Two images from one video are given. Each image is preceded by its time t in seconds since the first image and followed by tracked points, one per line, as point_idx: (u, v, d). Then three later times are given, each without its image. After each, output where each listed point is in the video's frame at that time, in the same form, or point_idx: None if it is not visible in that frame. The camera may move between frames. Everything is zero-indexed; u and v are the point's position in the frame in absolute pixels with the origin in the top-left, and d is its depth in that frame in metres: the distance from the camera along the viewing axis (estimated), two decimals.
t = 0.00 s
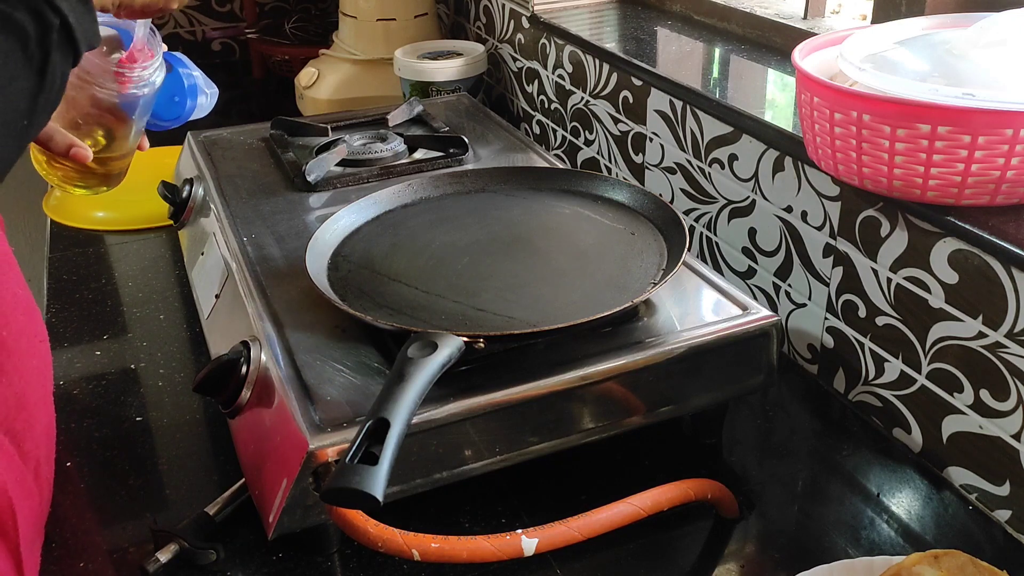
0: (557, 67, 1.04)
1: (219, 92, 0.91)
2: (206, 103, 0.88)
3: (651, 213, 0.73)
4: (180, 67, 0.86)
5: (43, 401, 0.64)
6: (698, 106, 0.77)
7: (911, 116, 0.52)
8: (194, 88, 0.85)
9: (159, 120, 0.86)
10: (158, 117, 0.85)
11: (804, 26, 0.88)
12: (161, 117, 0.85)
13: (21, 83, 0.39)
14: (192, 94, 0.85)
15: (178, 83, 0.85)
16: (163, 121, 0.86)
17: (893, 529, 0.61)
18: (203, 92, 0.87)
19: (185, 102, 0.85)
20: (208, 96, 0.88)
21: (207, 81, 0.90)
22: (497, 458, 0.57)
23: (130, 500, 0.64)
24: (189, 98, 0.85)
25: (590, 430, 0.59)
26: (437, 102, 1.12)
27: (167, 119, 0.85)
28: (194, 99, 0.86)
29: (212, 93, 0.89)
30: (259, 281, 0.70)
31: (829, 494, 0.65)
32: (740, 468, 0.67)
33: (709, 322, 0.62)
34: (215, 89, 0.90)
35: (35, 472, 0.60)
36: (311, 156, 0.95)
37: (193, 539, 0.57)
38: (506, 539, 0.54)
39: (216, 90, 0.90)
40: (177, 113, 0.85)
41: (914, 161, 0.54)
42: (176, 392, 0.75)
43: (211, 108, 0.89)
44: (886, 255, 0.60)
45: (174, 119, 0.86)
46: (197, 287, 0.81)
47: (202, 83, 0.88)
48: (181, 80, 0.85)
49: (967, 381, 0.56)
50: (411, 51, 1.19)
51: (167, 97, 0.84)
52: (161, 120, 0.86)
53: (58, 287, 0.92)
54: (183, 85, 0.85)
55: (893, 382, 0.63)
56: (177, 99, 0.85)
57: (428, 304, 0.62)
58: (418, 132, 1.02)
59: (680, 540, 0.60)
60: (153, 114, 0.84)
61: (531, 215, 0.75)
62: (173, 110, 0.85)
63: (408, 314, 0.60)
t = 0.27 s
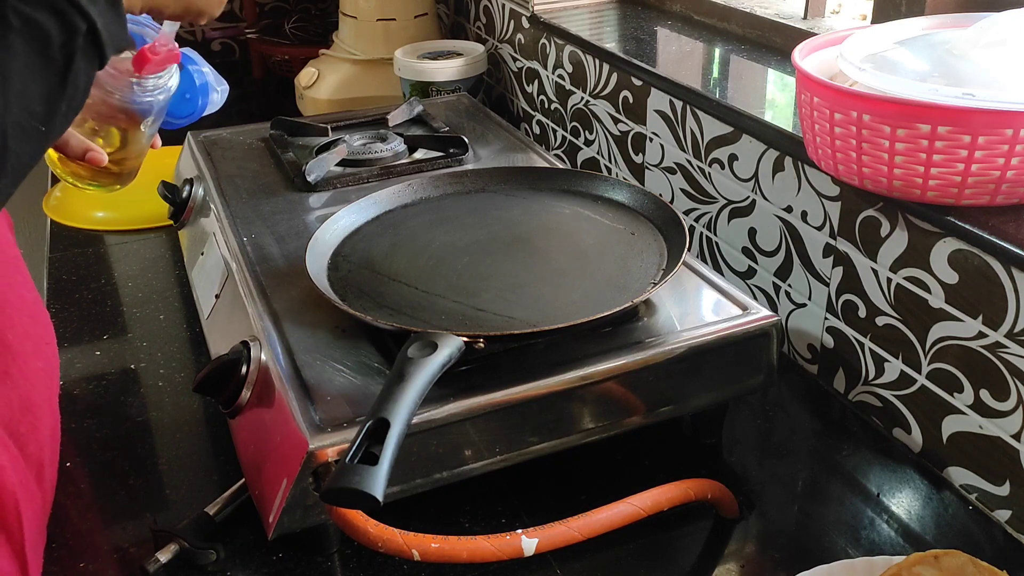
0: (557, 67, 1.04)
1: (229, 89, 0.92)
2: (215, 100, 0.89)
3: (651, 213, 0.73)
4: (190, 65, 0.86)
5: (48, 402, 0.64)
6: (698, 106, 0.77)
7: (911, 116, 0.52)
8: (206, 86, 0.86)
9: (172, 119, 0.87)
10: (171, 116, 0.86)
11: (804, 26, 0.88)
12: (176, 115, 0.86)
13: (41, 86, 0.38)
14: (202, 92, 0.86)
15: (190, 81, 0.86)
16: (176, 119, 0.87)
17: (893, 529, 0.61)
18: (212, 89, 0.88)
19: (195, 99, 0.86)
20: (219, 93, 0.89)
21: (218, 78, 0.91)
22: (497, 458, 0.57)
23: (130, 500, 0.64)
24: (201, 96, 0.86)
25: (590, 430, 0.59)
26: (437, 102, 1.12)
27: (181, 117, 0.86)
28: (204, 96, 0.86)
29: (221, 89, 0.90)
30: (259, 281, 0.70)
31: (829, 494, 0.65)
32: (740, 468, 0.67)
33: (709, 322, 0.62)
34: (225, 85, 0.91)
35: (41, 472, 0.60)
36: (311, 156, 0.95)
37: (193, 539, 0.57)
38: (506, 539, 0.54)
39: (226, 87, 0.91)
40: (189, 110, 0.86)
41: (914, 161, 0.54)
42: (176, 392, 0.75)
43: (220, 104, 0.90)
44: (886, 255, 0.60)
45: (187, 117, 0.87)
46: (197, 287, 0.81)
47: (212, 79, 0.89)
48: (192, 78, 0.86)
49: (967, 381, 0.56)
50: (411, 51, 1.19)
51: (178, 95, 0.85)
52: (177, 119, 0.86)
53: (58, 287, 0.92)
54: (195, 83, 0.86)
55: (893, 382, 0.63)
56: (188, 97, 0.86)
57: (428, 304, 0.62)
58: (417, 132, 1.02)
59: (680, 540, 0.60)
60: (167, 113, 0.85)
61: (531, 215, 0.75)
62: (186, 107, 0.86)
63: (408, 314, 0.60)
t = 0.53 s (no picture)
0: (557, 67, 1.04)
1: (267, 75, 0.91)
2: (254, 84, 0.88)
3: (651, 213, 0.73)
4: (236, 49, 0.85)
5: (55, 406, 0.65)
6: (698, 106, 0.77)
7: (911, 116, 0.52)
8: (249, 70, 0.85)
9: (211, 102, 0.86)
10: (210, 100, 0.85)
11: (804, 26, 0.88)
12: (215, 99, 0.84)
13: (73, 101, 0.38)
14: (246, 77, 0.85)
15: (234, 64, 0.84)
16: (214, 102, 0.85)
17: (893, 529, 0.61)
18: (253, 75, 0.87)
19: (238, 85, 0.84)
20: (259, 80, 0.88)
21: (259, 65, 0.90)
22: (497, 458, 0.57)
23: (130, 500, 0.64)
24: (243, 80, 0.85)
25: (590, 430, 0.59)
26: (437, 102, 1.12)
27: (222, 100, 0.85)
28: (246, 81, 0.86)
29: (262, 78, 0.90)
30: (259, 281, 0.70)
31: (829, 494, 0.65)
32: (740, 468, 0.67)
33: (709, 322, 0.62)
34: (264, 71, 0.91)
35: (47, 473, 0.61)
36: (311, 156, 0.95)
37: (193, 539, 0.57)
38: (506, 539, 0.54)
39: (265, 73, 0.91)
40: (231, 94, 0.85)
41: (914, 161, 0.54)
42: (176, 392, 0.75)
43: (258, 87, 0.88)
44: (886, 255, 0.60)
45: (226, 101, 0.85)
46: (197, 287, 0.81)
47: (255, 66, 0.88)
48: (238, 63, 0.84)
49: (968, 381, 0.56)
50: (411, 51, 1.19)
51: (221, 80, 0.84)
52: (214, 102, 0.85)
53: (58, 287, 0.92)
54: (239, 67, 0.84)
55: (893, 382, 0.63)
56: (231, 81, 0.84)
57: (428, 304, 0.62)
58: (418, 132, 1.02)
59: (680, 540, 0.60)
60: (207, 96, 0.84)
61: (531, 215, 0.75)
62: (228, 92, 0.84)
63: (408, 314, 0.60)
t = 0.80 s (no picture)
0: (557, 67, 1.04)
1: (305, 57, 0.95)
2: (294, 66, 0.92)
3: (651, 213, 0.73)
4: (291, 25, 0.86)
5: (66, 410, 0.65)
6: (698, 106, 0.77)
7: (911, 116, 0.52)
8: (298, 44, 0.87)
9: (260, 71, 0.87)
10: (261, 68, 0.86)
11: (804, 26, 0.88)
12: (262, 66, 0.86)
13: (106, 142, 0.36)
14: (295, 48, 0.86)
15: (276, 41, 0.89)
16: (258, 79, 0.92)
17: (893, 529, 0.61)
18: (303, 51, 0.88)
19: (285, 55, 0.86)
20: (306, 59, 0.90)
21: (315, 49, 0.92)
22: (497, 458, 0.57)
23: (130, 500, 0.64)
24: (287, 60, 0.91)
25: (590, 430, 0.59)
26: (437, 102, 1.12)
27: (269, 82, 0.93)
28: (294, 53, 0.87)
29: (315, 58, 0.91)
30: (259, 281, 0.70)
31: (829, 494, 0.65)
32: (740, 468, 0.67)
33: (709, 322, 0.62)
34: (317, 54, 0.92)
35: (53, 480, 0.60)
36: (311, 156, 0.95)
37: (193, 539, 0.58)
38: (506, 539, 0.54)
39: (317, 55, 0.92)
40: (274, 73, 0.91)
41: (914, 161, 0.54)
42: (176, 392, 0.75)
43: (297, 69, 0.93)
44: (886, 255, 0.60)
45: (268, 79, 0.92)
46: (197, 287, 0.81)
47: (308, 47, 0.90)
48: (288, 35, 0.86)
49: (968, 381, 0.56)
50: (411, 51, 1.19)
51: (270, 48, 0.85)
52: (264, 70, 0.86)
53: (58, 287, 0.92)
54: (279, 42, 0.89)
55: (893, 382, 0.63)
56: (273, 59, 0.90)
57: (428, 304, 0.62)
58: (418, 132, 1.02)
59: (680, 540, 0.60)
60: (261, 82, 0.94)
61: (531, 215, 0.75)
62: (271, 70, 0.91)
63: (408, 314, 0.60)
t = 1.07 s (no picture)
0: (557, 67, 1.04)
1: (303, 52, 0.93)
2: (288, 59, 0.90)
3: (651, 213, 0.73)
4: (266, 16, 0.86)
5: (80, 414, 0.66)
6: (698, 106, 0.77)
7: (911, 116, 0.52)
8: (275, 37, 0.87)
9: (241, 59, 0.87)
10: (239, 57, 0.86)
11: (804, 26, 0.88)
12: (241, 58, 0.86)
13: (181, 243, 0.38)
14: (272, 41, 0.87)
15: (265, 26, 0.87)
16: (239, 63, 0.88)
17: (893, 529, 0.61)
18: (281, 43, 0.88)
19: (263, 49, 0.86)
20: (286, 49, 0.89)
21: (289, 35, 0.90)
22: (497, 458, 0.57)
23: (130, 500, 0.64)
24: (270, 43, 0.87)
25: (590, 430, 0.59)
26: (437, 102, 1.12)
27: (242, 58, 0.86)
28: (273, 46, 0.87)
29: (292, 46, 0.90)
30: (259, 281, 0.70)
31: (829, 494, 0.65)
32: (740, 468, 0.67)
33: (709, 322, 0.62)
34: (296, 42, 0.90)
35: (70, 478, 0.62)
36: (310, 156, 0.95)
37: (193, 539, 0.58)
38: (506, 539, 0.54)
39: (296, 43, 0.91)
40: (255, 57, 0.87)
41: (914, 161, 0.54)
42: (176, 392, 0.75)
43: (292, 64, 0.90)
44: (886, 255, 0.60)
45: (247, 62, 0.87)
46: (197, 287, 0.81)
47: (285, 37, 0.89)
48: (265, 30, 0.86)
49: (968, 381, 0.56)
50: (411, 51, 1.19)
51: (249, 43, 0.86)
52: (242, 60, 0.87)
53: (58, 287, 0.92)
54: (267, 31, 0.87)
55: (893, 382, 0.63)
56: (259, 45, 0.86)
57: (428, 304, 0.62)
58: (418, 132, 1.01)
59: (680, 540, 0.60)
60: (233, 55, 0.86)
61: (531, 215, 0.75)
62: (251, 53, 0.86)
63: (408, 314, 0.60)
